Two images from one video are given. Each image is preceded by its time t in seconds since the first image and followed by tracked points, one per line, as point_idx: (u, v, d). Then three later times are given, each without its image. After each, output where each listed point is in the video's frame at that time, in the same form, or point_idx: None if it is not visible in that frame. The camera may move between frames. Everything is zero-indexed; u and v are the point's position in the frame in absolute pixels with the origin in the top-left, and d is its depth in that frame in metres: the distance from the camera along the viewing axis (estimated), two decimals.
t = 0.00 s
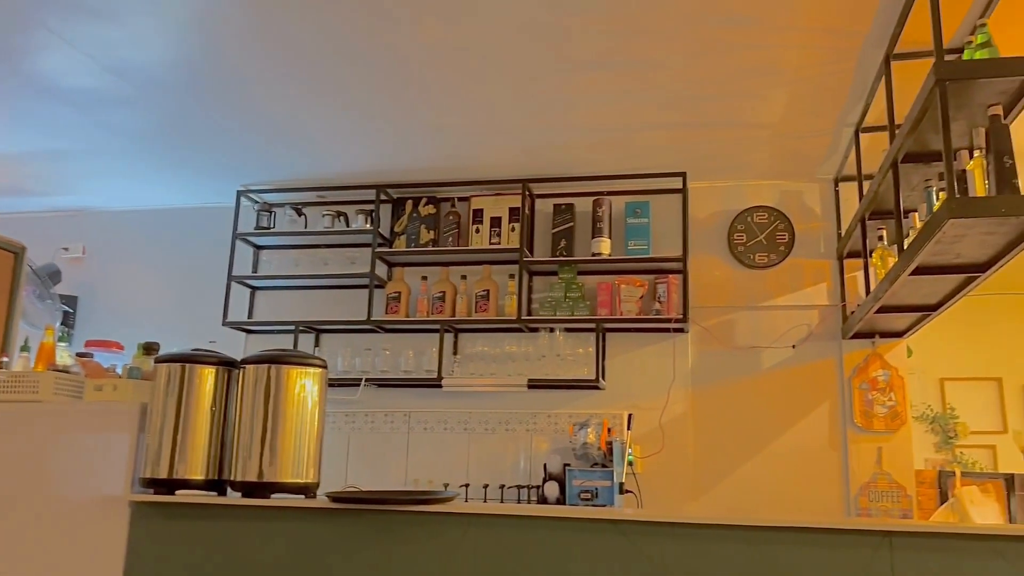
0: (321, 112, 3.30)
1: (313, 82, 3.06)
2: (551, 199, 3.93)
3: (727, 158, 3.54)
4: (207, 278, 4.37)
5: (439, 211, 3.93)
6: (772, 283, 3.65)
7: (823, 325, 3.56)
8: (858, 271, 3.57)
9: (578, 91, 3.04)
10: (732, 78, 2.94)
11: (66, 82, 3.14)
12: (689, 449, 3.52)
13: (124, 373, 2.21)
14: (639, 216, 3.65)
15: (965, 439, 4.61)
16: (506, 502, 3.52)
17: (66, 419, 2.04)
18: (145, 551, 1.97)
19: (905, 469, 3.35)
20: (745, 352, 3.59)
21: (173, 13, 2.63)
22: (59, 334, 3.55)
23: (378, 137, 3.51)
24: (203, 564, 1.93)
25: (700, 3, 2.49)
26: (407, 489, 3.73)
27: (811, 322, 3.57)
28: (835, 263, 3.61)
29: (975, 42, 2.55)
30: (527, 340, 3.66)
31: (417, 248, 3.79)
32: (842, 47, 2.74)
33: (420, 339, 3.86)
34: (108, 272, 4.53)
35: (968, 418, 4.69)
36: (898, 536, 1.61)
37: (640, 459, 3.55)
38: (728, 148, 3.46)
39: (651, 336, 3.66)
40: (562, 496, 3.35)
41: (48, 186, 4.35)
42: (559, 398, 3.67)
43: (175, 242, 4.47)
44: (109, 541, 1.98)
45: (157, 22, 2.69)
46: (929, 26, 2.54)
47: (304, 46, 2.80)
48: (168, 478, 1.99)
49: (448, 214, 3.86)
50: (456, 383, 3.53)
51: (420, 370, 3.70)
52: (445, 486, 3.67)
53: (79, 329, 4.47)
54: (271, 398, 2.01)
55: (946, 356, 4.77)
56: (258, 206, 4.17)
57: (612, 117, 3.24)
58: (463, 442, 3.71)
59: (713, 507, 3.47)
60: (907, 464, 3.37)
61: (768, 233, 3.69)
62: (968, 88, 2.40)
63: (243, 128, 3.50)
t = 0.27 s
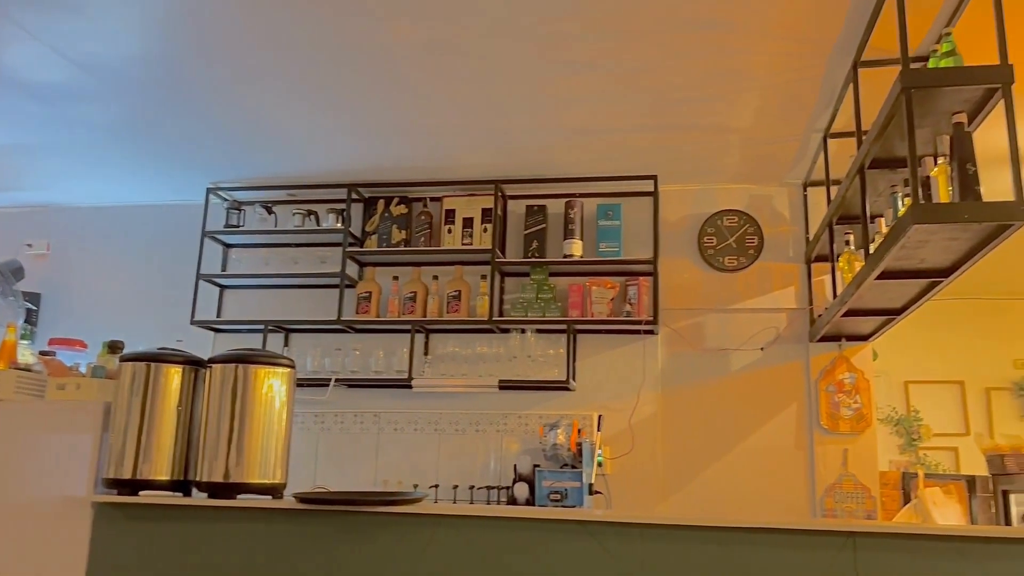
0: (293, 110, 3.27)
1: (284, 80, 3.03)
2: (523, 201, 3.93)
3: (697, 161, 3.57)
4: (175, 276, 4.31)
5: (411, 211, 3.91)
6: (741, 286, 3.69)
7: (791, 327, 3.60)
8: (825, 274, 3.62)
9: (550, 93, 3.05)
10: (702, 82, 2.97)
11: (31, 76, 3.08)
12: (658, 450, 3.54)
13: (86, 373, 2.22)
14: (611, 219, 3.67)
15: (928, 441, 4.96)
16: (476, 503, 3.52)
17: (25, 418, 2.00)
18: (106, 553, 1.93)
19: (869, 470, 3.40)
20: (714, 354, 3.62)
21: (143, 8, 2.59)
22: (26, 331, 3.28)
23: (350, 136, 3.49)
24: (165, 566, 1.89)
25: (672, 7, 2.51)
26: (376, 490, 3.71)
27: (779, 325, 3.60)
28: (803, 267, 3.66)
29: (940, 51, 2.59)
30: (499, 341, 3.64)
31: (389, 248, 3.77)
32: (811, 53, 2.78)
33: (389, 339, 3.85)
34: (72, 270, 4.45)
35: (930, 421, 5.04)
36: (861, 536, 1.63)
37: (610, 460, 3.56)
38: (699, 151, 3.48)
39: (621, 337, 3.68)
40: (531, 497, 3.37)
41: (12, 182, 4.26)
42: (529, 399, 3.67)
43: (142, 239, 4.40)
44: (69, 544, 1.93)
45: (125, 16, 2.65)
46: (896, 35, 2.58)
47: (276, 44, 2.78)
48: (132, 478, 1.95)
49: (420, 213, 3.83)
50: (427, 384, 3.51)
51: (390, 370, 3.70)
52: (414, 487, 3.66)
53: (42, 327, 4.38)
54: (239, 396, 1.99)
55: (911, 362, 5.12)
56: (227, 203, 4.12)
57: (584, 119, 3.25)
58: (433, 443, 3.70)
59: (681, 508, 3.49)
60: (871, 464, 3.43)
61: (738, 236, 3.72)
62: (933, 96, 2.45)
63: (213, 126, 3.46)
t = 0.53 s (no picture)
0: (262, 109, 3.24)
1: (253, 79, 3.00)
2: (494, 203, 3.93)
3: (667, 166, 3.60)
4: (140, 276, 4.24)
5: (381, 212, 3.89)
6: (708, 290, 3.72)
7: (757, 331, 3.64)
8: (791, 279, 3.67)
9: (520, 95, 3.06)
10: (671, 87, 2.99)
11: None
12: (625, 452, 3.55)
13: (48, 372, 2.15)
14: (581, 221, 3.69)
15: (891, 443, 5.19)
16: (443, 505, 3.50)
17: None
18: (63, 557, 1.88)
19: (833, 472, 3.44)
20: (682, 358, 3.65)
21: (109, 4, 2.56)
22: None
23: (319, 136, 3.46)
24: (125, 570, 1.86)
25: (642, 11, 2.53)
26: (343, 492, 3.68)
27: (746, 328, 3.64)
28: (769, 271, 3.69)
29: (903, 59, 2.64)
30: (469, 343, 3.63)
31: (358, 249, 3.74)
32: (778, 60, 2.81)
33: (357, 340, 3.82)
34: (34, 268, 4.35)
35: (893, 424, 5.25)
36: (824, 538, 1.65)
37: (578, 462, 3.56)
38: (668, 155, 3.51)
39: (590, 339, 3.69)
40: (499, 499, 3.37)
41: None
42: (498, 401, 3.67)
43: (106, 238, 4.33)
44: (25, 548, 1.88)
45: (91, 12, 2.61)
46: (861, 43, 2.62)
47: (245, 43, 2.76)
48: (93, 481, 1.91)
49: (390, 214, 3.81)
50: (398, 386, 3.49)
51: (358, 372, 3.65)
52: (382, 489, 3.63)
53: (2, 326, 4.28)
54: (203, 397, 1.96)
55: (875, 366, 5.32)
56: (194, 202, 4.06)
57: (555, 122, 3.26)
58: (401, 445, 3.68)
59: (648, 510, 3.51)
60: (835, 466, 3.47)
61: (706, 240, 3.75)
62: (897, 104, 2.49)
63: (180, 124, 3.42)
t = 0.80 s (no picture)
0: (233, 108, 3.21)
1: (224, 77, 2.98)
2: (466, 204, 3.92)
3: (639, 169, 3.62)
4: (107, 275, 4.17)
5: (353, 212, 3.86)
6: (679, 293, 3.74)
7: (727, 334, 3.67)
8: (761, 283, 3.71)
9: (493, 97, 3.06)
10: (643, 92, 3.01)
11: None
12: (596, 454, 3.56)
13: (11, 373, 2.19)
14: (553, 224, 3.69)
15: (857, 445, 5.30)
16: (413, 508, 3.49)
17: None
18: (22, 560, 1.84)
19: (801, 475, 3.48)
20: (653, 360, 3.67)
21: None
22: None
23: (291, 136, 3.44)
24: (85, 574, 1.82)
25: (614, 14, 2.55)
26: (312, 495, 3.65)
27: (716, 331, 3.67)
28: (739, 275, 3.73)
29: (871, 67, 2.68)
30: (441, 344, 3.59)
31: (330, 250, 3.71)
32: (748, 66, 2.85)
33: (328, 341, 3.79)
34: None
35: (860, 426, 5.36)
36: (789, 539, 1.66)
37: (548, 464, 3.57)
38: (641, 159, 3.53)
39: (562, 342, 3.70)
40: (469, 501, 3.37)
41: None
42: (469, 403, 3.66)
43: (72, 236, 4.25)
44: None
45: (58, 7, 2.57)
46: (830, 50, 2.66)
47: (216, 42, 2.74)
48: (56, 483, 1.89)
49: (362, 215, 3.79)
50: (370, 387, 3.46)
51: (329, 373, 3.63)
52: (351, 492, 3.61)
53: None
54: (169, 399, 1.93)
55: (842, 369, 5.43)
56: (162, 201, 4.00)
57: (528, 125, 3.26)
58: (371, 447, 3.65)
59: (618, 512, 3.52)
60: (802, 469, 3.51)
61: (676, 244, 3.78)
62: (864, 111, 2.53)
63: (149, 122, 3.37)
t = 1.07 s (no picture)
0: (200, 107, 3.17)
1: (192, 75, 2.94)
2: (437, 206, 3.91)
3: (609, 173, 3.63)
4: (70, 274, 4.10)
5: (322, 213, 3.82)
6: (649, 296, 3.76)
7: (696, 337, 3.69)
8: (729, 287, 3.74)
9: (464, 98, 3.06)
10: (613, 95, 3.03)
11: None
12: (565, 457, 3.57)
13: None
14: (524, 226, 3.68)
15: (824, 448, 5.36)
16: (381, 511, 3.46)
17: None
18: None
19: (767, 478, 3.51)
20: (622, 363, 3.68)
21: None
22: None
23: (261, 135, 3.40)
24: None
25: (586, 17, 2.56)
26: (278, 497, 3.61)
27: (685, 334, 3.69)
28: (708, 279, 3.75)
29: (838, 74, 2.72)
30: (410, 346, 3.56)
31: (299, 250, 3.67)
32: (716, 71, 2.88)
33: (296, 343, 3.75)
34: None
35: (826, 429, 5.44)
36: (755, 542, 1.65)
37: (517, 467, 3.56)
38: (612, 163, 3.55)
39: (532, 344, 3.70)
40: (438, 504, 3.35)
41: None
42: (439, 405, 3.64)
43: (35, 235, 4.17)
44: None
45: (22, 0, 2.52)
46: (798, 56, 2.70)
47: (185, 39, 2.71)
48: (14, 485, 1.85)
49: (332, 215, 3.75)
50: (336, 389, 3.44)
51: (297, 375, 3.59)
52: (319, 495, 3.57)
53: None
54: (132, 400, 1.90)
55: (809, 372, 5.52)
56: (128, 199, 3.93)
57: (500, 127, 3.26)
58: (339, 449, 3.62)
59: (587, 514, 3.52)
60: (768, 472, 3.54)
61: (647, 247, 3.80)
62: (831, 117, 2.56)
63: (116, 119, 3.32)
